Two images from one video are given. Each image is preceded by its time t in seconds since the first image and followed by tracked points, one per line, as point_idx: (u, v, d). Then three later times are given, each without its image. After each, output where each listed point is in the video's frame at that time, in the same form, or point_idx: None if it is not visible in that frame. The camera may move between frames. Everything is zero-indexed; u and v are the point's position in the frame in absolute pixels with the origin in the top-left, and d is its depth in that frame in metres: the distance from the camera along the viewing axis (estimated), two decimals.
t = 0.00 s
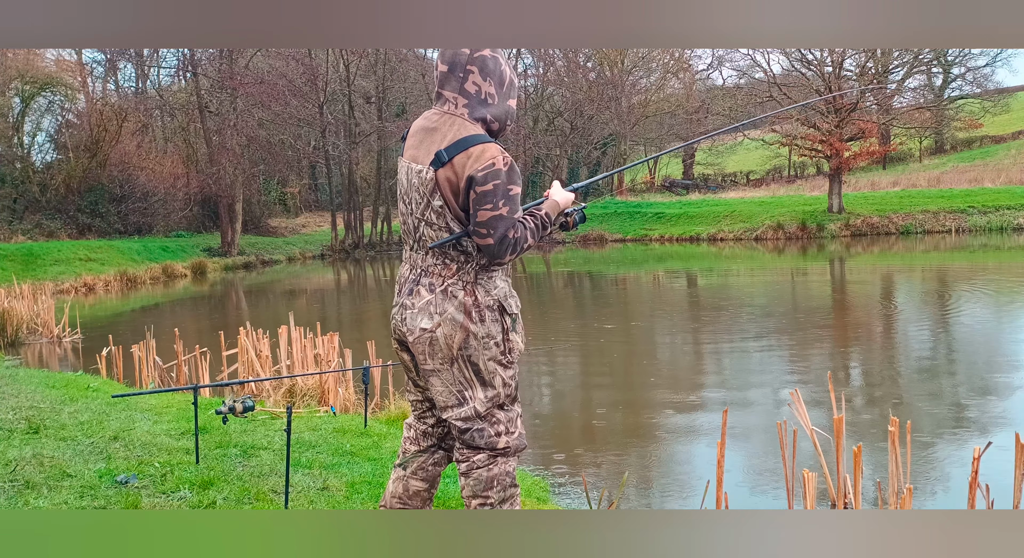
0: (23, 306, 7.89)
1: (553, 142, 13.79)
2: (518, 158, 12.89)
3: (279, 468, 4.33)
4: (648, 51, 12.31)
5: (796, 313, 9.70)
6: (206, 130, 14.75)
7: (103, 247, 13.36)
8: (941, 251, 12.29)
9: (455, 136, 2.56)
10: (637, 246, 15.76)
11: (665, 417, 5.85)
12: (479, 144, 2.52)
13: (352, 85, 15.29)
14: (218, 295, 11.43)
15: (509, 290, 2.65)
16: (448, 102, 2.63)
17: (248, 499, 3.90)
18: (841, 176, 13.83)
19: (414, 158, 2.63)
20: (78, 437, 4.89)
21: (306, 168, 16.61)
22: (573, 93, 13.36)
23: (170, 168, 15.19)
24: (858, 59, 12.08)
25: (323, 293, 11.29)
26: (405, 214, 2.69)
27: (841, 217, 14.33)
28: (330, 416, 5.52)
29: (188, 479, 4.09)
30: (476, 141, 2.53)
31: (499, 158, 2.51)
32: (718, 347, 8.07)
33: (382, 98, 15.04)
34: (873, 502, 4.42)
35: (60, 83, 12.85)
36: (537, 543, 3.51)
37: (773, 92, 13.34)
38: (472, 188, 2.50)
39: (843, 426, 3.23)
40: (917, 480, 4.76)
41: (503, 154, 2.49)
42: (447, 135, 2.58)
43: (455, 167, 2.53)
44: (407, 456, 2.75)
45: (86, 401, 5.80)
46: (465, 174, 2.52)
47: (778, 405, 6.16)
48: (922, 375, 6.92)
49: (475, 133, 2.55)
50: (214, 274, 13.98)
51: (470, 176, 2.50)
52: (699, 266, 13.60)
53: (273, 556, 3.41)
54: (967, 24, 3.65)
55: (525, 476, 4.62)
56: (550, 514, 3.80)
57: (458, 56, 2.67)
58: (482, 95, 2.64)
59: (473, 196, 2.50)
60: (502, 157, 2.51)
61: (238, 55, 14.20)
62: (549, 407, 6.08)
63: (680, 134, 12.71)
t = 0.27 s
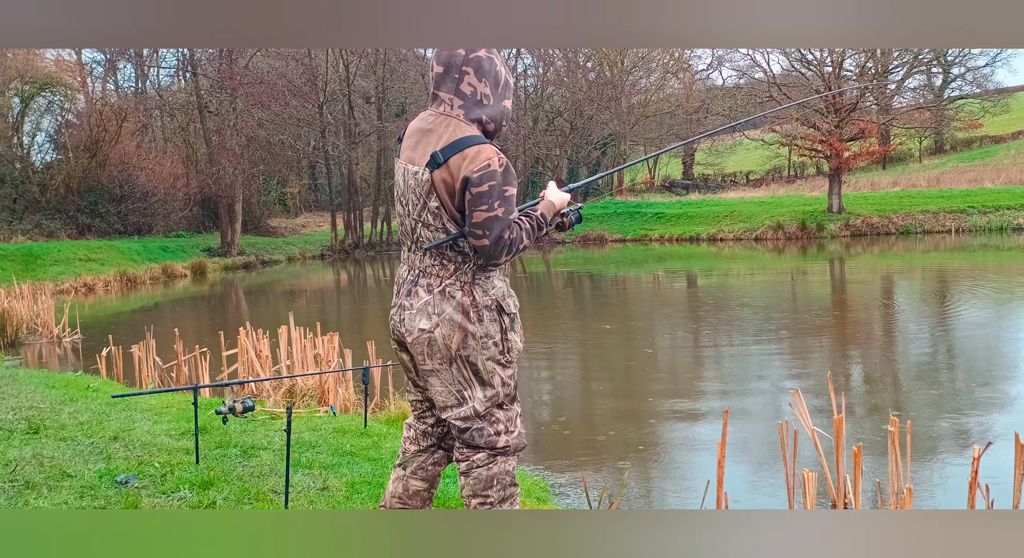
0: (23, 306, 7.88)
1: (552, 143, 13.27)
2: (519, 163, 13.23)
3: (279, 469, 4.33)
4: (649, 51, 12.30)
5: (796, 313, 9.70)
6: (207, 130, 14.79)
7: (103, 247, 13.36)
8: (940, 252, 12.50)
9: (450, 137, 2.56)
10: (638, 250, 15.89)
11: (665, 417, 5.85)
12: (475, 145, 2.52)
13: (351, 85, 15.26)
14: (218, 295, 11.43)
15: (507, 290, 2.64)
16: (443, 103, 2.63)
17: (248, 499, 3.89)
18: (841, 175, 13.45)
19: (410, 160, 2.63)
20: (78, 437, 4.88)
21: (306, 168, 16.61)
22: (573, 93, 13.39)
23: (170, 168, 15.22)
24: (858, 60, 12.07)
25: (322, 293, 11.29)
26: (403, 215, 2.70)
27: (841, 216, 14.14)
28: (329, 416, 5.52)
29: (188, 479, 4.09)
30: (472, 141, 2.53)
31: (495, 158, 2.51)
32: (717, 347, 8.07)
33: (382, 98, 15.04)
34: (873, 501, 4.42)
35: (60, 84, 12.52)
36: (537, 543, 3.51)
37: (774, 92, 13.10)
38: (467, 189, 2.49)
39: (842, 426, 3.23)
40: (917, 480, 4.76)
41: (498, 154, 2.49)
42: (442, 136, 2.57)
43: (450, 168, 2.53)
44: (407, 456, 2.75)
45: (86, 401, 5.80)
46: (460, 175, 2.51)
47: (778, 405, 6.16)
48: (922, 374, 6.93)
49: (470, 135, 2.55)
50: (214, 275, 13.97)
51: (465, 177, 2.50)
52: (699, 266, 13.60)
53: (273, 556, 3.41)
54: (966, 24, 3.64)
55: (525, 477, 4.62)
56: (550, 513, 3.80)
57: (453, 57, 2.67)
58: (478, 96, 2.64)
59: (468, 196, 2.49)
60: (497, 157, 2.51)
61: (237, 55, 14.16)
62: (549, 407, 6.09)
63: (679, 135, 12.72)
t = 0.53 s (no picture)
0: (23, 306, 7.88)
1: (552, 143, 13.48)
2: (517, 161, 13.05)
3: (279, 469, 4.33)
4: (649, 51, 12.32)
5: (796, 313, 9.71)
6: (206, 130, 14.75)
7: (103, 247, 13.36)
8: (940, 251, 12.31)
9: (448, 138, 2.56)
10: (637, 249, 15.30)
11: (665, 417, 5.85)
12: (472, 146, 2.52)
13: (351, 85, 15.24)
14: (218, 295, 11.44)
15: (506, 290, 2.64)
16: (441, 104, 2.63)
17: (248, 500, 3.89)
18: (841, 177, 13.76)
19: (408, 161, 2.63)
20: (78, 437, 4.89)
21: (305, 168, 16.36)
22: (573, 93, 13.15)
23: (169, 168, 15.17)
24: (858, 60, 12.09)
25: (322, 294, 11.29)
26: (402, 216, 2.70)
27: (841, 216, 14.16)
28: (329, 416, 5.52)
29: (188, 479, 4.09)
30: (469, 143, 2.52)
31: (492, 160, 2.51)
32: (717, 347, 8.07)
33: (382, 98, 15.05)
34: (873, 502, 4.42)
35: (60, 84, 12.92)
36: (537, 543, 3.51)
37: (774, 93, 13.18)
38: (465, 191, 2.49)
39: (842, 427, 3.23)
40: (917, 481, 4.76)
41: (496, 155, 2.48)
42: (440, 137, 2.57)
43: (448, 170, 2.53)
44: (407, 456, 2.75)
45: (86, 401, 5.80)
46: (457, 176, 2.51)
47: (778, 405, 6.16)
48: (922, 374, 6.93)
49: (468, 136, 2.55)
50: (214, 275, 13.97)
51: (462, 178, 2.50)
52: (699, 266, 13.60)
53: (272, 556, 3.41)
54: (967, 25, 3.64)
55: (524, 477, 4.62)
56: (550, 514, 3.80)
57: (452, 58, 2.67)
58: (476, 98, 2.63)
59: (465, 197, 2.49)
60: (495, 158, 2.51)
61: (238, 55, 14.19)
62: (549, 407, 6.09)
63: (679, 135, 12.75)
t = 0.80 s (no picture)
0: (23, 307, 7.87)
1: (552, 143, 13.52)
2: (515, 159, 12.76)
3: (279, 469, 4.33)
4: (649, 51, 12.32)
5: (796, 313, 9.71)
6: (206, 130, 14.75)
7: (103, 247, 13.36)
8: (940, 251, 12.32)
9: (445, 138, 2.56)
10: (637, 250, 15.29)
11: (665, 417, 5.85)
12: (469, 146, 2.52)
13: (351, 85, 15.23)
14: (218, 295, 11.44)
15: (505, 290, 2.64)
16: (439, 104, 2.63)
17: (248, 500, 3.90)
18: (841, 176, 13.62)
19: (407, 161, 2.63)
20: (78, 437, 4.89)
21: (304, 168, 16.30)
22: (572, 94, 13.03)
23: (169, 169, 15.10)
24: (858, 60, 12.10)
25: (322, 294, 11.28)
26: (400, 217, 2.71)
27: (841, 216, 14.07)
28: (330, 416, 5.52)
29: (188, 479, 4.09)
30: (466, 143, 2.52)
31: (490, 159, 2.51)
32: (717, 347, 8.08)
33: (382, 99, 15.06)
34: (873, 502, 4.42)
35: (60, 84, 13.00)
36: (536, 543, 3.51)
37: (773, 93, 13.21)
38: (461, 191, 2.49)
39: (842, 427, 3.23)
40: (917, 481, 4.76)
41: (493, 155, 2.48)
42: (438, 137, 2.57)
43: (445, 170, 2.53)
44: (407, 456, 2.75)
45: (86, 401, 5.80)
46: (454, 177, 2.51)
47: (777, 405, 6.17)
48: (922, 375, 6.93)
49: (465, 136, 2.54)
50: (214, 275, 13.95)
51: (458, 179, 2.50)
52: (698, 266, 13.61)
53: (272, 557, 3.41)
54: (968, 25, 3.64)
55: (524, 477, 4.63)
56: (550, 513, 3.80)
57: (450, 58, 2.66)
58: (474, 98, 2.63)
59: (462, 197, 2.49)
60: (492, 159, 2.51)
61: (238, 55, 14.26)
62: (549, 407, 6.09)
63: (679, 135, 12.77)
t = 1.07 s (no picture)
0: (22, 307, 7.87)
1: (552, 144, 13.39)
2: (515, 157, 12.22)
3: (279, 469, 4.34)
4: (649, 51, 12.32)
5: (796, 313, 9.72)
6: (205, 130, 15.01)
7: (103, 247, 13.36)
8: (940, 251, 12.31)
9: (442, 139, 2.55)
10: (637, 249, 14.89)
11: (665, 417, 5.85)
12: (466, 147, 2.51)
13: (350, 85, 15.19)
14: (218, 295, 11.44)
15: (503, 290, 2.64)
16: (436, 105, 2.63)
17: (248, 500, 3.90)
18: (841, 176, 13.78)
19: (404, 162, 2.63)
20: (78, 437, 4.89)
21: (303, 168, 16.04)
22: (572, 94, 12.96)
23: (169, 169, 15.42)
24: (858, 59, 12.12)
25: (322, 294, 11.28)
26: (398, 217, 2.70)
27: (841, 216, 14.11)
28: (329, 416, 5.53)
29: (188, 479, 4.09)
30: (463, 143, 2.52)
31: (486, 160, 2.51)
32: (717, 347, 8.08)
33: (382, 98, 15.07)
34: (873, 502, 4.42)
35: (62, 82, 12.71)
36: (537, 543, 3.50)
37: (773, 93, 13.25)
38: (458, 191, 2.49)
39: (842, 427, 3.22)
40: (917, 481, 4.76)
41: (490, 156, 2.48)
42: (434, 138, 2.57)
43: (441, 170, 2.53)
44: (407, 456, 2.75)
45: (86, 401, 5.80)
46: (451, 177, 2.51)
47: (778, 405, 6.17)
48: (922, 375, 6.92)
49: (462, 136, 2.54)
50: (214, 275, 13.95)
51: (455, 179, 2.50)
52: (698, 266, 13.61)
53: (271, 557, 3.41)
54: (967, 26, 3.64)
55: (524, 477, 4.62)
56: (550, 513, 3.80)
57: (447, 58, 2.65)
58: (470, 99, 2.62)
59: (459, 198, 2.49)
60: (489, 159, 2.50)
61: (237, 55, 14.45)
62: (549, 407, 6.09)
63: (678, 135, 12.79)
